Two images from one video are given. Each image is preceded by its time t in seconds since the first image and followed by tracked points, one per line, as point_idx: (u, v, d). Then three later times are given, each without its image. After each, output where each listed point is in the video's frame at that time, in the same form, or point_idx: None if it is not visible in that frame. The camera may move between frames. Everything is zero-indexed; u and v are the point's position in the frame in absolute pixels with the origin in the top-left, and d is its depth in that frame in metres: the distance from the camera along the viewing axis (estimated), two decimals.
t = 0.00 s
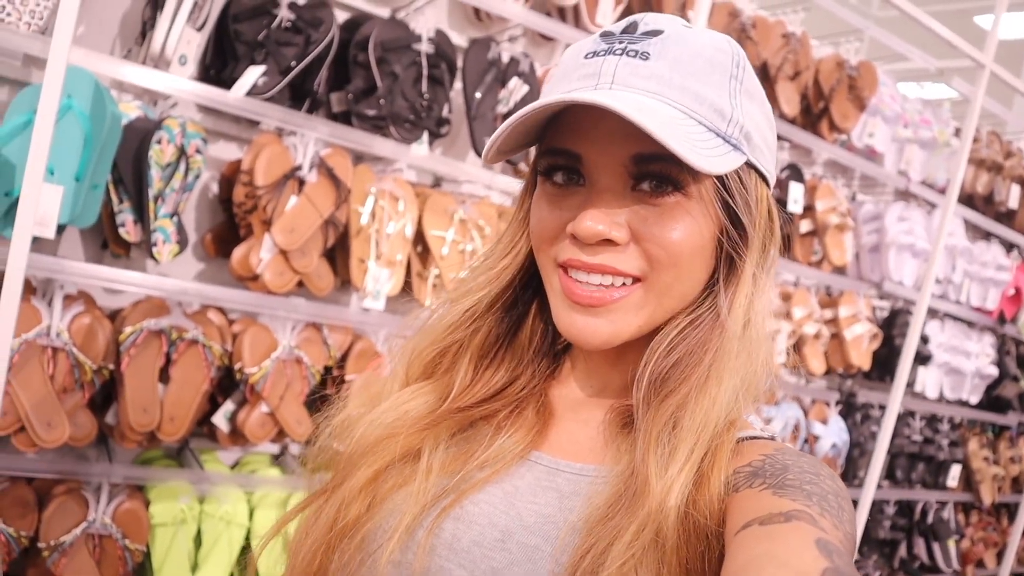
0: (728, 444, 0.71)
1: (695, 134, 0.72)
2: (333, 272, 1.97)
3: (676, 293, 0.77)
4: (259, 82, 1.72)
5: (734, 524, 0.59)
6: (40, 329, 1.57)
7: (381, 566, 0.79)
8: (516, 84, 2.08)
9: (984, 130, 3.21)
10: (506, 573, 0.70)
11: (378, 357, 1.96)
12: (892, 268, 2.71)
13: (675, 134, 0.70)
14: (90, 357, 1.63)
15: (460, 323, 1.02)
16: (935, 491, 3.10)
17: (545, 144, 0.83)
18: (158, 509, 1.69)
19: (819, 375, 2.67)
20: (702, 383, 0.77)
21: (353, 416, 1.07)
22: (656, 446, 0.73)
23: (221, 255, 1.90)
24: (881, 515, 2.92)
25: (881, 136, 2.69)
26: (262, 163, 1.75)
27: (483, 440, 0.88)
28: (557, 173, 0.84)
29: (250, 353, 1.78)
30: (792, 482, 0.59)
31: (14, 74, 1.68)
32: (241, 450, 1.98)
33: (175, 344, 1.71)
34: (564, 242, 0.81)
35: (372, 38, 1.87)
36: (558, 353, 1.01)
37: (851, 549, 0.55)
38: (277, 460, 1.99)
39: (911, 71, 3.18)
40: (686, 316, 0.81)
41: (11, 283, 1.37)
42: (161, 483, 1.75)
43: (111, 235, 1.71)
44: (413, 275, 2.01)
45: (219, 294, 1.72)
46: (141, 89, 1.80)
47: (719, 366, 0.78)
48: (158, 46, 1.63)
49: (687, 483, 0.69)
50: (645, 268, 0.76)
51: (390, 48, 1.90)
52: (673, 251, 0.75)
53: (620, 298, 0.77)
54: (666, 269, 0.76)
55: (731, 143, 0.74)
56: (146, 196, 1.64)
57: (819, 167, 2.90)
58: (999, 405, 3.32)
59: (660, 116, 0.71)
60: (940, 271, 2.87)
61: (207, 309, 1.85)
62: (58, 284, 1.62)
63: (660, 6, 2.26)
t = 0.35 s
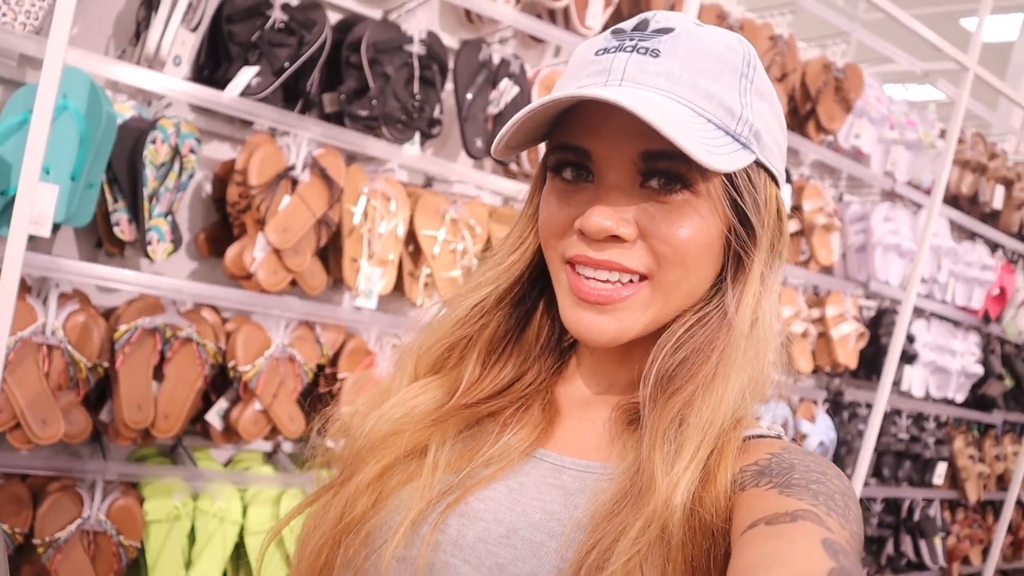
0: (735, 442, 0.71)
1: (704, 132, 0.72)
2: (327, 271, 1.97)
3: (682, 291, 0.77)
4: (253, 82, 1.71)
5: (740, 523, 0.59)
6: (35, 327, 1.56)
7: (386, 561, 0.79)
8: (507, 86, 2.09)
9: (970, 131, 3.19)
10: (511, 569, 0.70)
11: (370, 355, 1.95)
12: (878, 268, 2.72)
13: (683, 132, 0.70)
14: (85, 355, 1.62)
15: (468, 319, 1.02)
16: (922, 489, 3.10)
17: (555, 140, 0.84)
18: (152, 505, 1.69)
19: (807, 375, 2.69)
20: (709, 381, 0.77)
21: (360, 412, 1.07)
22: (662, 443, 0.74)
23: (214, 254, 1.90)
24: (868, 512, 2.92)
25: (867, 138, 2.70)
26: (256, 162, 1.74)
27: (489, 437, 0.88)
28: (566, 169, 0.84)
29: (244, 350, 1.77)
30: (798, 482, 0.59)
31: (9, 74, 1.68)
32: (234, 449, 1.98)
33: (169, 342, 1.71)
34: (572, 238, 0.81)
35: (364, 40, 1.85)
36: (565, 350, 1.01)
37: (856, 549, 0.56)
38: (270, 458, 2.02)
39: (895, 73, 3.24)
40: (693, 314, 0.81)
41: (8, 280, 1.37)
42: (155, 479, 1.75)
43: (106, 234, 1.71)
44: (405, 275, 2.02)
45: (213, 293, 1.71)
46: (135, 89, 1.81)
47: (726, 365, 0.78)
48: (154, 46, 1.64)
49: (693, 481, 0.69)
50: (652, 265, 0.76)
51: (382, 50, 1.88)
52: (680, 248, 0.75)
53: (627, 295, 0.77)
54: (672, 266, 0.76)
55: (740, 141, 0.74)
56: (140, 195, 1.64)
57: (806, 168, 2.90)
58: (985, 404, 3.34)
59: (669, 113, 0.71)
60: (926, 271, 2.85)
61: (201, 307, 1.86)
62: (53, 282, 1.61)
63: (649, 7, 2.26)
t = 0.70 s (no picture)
0: (739, 441, 0.72)
1: (714, 130, 0.72)
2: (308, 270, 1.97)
3: (686, 289, 0.78)
4: (236, 84, 1.71)
5: (742, 519, 0.60)
6: (20, 324, 1.55)
7: (389, 563, 0.79)
8: (485, 88, 2.12)
9: (937, 135, 3.11)
10: (516, 567, 0.70)
11: (351, 353, 1.95)
12: (849, 268, 2.74)
13: (696, 130, 0.71)
14: (71, 352, 1.61)
15: (471, 320, 1.03)
16: (893, 485, 3.12)
17: (562, 136, 0.84)
18: (136, 501, 1.70)
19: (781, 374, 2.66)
20: (712, 380, 0.78)
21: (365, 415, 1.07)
22: (667, 441, 0.74)
23: (197, 253, 1.88)
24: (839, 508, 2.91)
25: (838, 141, 2.72)
26: (239, 163, 1.75)
27: (492, 438, 0.88)
28: (572, 166, 0.84)
29: (227, 347, 1.77)
30: (801, 479, 0.60)
31: None
32: (216, 445, 1.97)
33: (152, 339, 1.69)
34: (579, 234, 0.81)
35: (346, 43, 1.86)
36: (567, 350, 1.01)
37: (859, 547, 0.56)
38: (252, 454, 1.99)
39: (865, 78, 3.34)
40: (697, 312, 0.82)
41: None
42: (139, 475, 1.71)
43: (91, 233, 1.70)
44: (385, 274, 2.02)
45: (197, 291, 1.70)
46: (119, 90, 1.79)
47: (729, 363, 0.79)
48: (138, 48, 1.63)
49: (696, 478, 0.70)
50: (658, 263, 0.77)
51: (364, 53, 1.89)
52: (686, 246, 0.76)
53: (633, 291, 0.78)
54: (677, 264, 0.77)
55: (747, 140, 0.74)
56: (125, 195, 1.63)
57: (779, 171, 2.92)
58: (954, 401, 3.32)
59: (680, 111, 0.72)
60: (895, 272, 2.88)
61: (183, 305, 1.83)
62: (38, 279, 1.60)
63: (625, 12, 2.28)
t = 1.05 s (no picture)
0: (748, 442, 0.72)
1: (726, 135, 0.73)
2: (290, 267, 1.94)
3: (695, 293, 0.79)
4: (219, 84, 1.72)
5: (752, 523, 0.60)
6: (5, 319, 1.55)
7: (399, 570, 0.79)
8: (465, 89, 2.11)
9: (911, 136, 3.11)
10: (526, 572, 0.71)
11: (333, 348, 1.94)
12: (824, 266, 2.77)
13: (710, 135, 0.71)
14: (55, 346, 1.61)
15: (477, 326, 1.03)
16: (867, 480, 3.11)
17: (571, 141, 0.84)
18: (120, 492, 1.69)
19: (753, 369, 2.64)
20: (721, 383, 0.78)
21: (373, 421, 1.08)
22: (677, 443, 0.75)
23: (181, 250, 1.88)
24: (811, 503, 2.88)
25: (813, 142, 2.71)
26: (222, 161, 1.74)
27: (500, 444, 0.89)
28: (581, 170, 0.84)
29: (209, 342, 1.76)
30: (810, 481, 0.60)
31: None
32: (199, 440, 1.97)
33: (137, 334, 1.69)
34: (590, 240, 0.81)
35: (327, 44, 1.86)
36: (573, 354, 1.02)
37: (869, 550, 0.56)
38: (235, 449, 2.01)
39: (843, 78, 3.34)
40: (707, 316, 0.82)
41: None
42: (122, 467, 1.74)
43: (75, 229, 1.68)
44: (365, 271, 2.02)
45: (182, 286, 1.71)
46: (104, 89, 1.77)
47: (738, 367, 0.79)
48: (123, 48, 1.64)
49: (705, 482, 0.70)
50: (668, 268, 0.77)
51: (345, 54, 1.89)
52: (696, 250, 0.77)
53: (643, 296, 0.78)
54: (686, 268, 0.77)
55: (758, 146, 0.75)
56: (109, 191, 1.63)
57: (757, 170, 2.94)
58: (928, 397, 3.29)
59: (694, 116, 0.72)
60: (868, 270, 2.89)
61: (167, 300, 1.80)
62: (23, 275, 1.59)
63: (603, 16, 2.30)
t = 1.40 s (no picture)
0: (745, 442, 0.73)
1: (719, 133, 0.72)
2: (257, 258, 1.97)
3: (690, 292, 0.79)
4: (184, 76, 1.69)
5: (749, 525, 0.60)
6: None
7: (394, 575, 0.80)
8: (429, 82, 2.10)
9: (872, 127, 3.15)
10: None
11: (301, 338, 1.96)
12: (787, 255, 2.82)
13: (704, 134, 0.71)
14: (21, 340, 1.55)
15: (471, 331, 1.05)
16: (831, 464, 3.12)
17: (562, 141, 0.84)
18: (87, 484, 1.69)
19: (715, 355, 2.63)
20: (716, 383, 0.79)
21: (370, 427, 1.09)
22: (673, 445, 0.75)
23: (147, 243, 1.86)
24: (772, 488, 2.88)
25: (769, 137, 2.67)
26: (187, 153, 1.74)
27: (495, 447, 0.90)
28: (573, 170, 0.84)
29: (177, 333, 1.75)
30: (808, 483, 0.61)
31: None
32: (167, 432, 1.98)
33: (104, 326, 1.67)
34: (583, 241, 0.81)
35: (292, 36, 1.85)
36: (567, 355, 1.03)
37: (866, 552, 0.57)
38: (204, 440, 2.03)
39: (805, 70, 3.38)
40: (701, 316, 0.82)
41: None
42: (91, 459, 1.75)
43: (40, 221, 1.66)
44: (332, 261, 2.04)
45: (149, 278, 1.68)
46: (68, 82, 1.75)
47: (733, 367, 0.80)
48: (86, 41, 1.60)
49: (702, 483, 0.70)
50: (661, 268, 0.77)
51: (310, 46, 1.88)
52: (689, 249, 0.77)
53: (638, 297, 0.78)
54: (680, 267, 0.77)
55: (751, 143, 0.75)
56: (74, 183, 1.60)
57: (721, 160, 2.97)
58: (890, 382, 3.32)
59: (686, 115, 0.72)
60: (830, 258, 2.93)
61: (134, 293, 1.81)
62: None
63: (566, 8, 2.32)
